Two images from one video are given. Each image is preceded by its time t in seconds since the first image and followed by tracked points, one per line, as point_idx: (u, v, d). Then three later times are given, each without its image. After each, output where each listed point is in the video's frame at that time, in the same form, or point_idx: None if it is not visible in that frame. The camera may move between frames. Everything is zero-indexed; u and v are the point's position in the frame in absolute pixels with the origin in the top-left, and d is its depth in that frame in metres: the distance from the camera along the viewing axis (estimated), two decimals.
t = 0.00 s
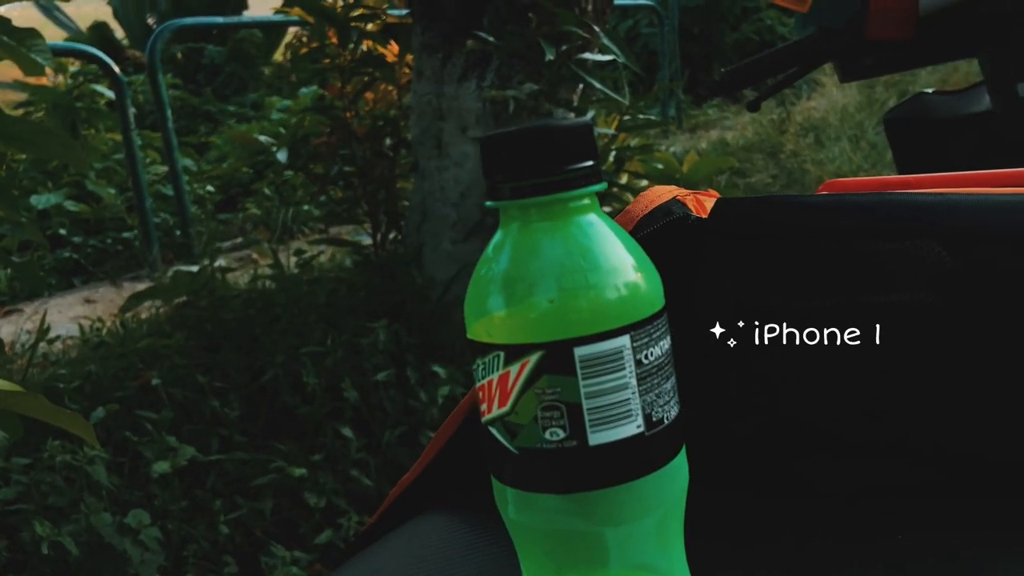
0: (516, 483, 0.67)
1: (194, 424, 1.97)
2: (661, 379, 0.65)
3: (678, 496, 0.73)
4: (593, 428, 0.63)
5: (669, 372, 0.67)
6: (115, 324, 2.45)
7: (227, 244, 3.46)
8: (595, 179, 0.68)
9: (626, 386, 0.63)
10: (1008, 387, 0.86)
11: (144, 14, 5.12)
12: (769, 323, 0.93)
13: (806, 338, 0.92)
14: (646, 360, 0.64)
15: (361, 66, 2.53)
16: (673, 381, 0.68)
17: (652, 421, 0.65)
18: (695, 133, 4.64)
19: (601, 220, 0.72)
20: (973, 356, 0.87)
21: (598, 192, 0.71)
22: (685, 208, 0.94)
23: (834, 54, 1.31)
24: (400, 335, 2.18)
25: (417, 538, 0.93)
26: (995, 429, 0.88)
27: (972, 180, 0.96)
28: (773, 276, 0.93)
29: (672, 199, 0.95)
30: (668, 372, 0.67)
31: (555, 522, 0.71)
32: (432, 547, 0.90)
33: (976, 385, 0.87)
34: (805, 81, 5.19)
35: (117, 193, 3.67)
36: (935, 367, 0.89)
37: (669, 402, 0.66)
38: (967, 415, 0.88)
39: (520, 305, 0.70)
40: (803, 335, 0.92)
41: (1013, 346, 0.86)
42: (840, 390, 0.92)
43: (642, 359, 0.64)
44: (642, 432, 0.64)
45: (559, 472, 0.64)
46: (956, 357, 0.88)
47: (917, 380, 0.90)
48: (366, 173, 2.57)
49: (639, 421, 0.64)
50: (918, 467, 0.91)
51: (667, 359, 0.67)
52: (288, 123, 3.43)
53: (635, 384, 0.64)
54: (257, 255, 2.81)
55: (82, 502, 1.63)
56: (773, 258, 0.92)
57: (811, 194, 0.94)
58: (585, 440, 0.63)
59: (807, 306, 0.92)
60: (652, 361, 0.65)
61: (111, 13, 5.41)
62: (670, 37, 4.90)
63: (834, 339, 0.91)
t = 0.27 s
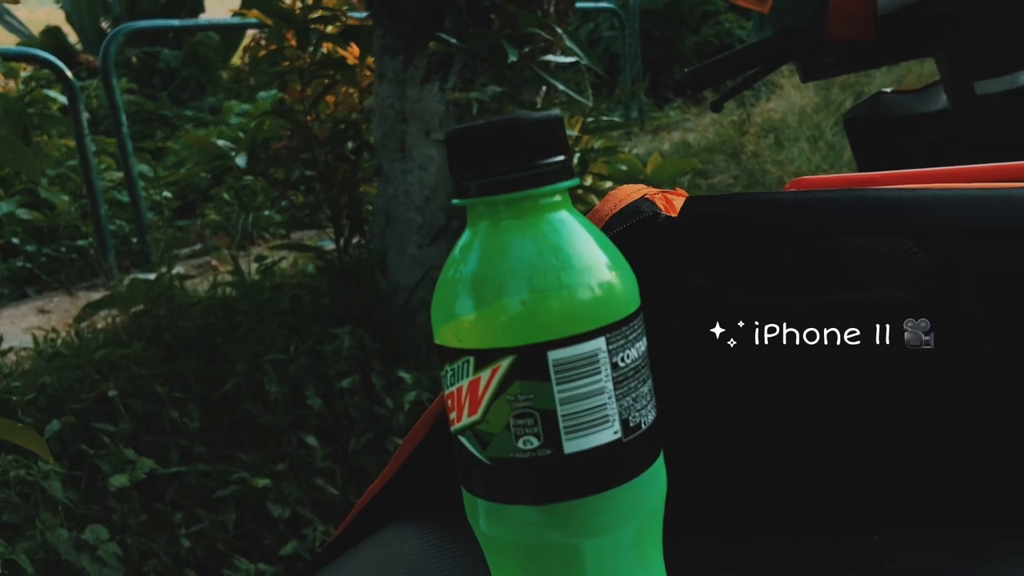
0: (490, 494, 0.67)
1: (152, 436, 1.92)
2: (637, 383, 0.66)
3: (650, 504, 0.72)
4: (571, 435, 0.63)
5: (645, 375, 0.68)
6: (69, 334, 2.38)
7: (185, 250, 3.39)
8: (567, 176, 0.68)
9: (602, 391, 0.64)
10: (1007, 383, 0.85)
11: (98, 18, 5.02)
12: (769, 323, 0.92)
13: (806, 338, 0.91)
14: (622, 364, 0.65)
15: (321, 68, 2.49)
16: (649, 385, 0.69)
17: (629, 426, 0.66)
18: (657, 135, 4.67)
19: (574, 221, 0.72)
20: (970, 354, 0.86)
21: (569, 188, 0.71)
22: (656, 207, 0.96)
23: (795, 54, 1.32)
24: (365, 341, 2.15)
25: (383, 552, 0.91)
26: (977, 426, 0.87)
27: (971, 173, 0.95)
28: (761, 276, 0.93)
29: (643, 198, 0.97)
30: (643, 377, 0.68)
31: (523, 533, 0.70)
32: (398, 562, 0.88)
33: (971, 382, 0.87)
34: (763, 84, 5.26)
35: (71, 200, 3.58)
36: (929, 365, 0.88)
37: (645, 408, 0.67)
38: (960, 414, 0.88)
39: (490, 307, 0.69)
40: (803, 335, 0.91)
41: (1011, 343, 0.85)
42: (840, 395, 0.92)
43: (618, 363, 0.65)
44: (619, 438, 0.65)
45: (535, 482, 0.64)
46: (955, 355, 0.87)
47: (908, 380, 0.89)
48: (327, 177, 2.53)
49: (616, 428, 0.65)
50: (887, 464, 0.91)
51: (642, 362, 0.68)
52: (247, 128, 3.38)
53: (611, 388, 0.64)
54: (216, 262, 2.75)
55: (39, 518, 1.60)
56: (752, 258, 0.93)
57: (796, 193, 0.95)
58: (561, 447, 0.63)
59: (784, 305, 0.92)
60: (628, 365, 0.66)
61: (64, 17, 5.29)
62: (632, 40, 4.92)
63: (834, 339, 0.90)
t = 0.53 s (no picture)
0: (477, 520, 0.68)
1: (112, 448, 1.88)
2: (623, 395, 0.68)
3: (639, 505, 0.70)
4: (559, 453, 0.65)
5: (631, 387, 0.69)
6: (25, 345, 2.31)
7: (146, 257, 3.32)
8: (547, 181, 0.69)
9: (589, 405, 0.65)
10: (1005, 382, 0.87)
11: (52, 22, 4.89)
12: (769, 323, 0.92)
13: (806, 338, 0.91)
14: (609, 376, 0.67)
15: (284, 71, 2.45)
16: (635, 395, 0.70)
17: (617, 441, 0.67)
18: (623, 137, 4.69)
19: (556, 229, 0.72)
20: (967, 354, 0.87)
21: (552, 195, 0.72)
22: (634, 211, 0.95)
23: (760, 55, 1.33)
24: (332, 347, 2.12)
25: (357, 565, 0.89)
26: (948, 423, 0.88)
27: (976, 172, 0.95)
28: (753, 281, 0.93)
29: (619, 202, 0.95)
30: (629, 389, 0.69)
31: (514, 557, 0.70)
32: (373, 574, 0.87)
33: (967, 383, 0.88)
34: (727, 85, 5.31)
35: (26, 207, 3.49)
36: (928, 365, 0.89)
37: (632, 422, 0.69)
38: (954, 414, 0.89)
39: (473, 320, 0.69)
40: (803, 335, 0.92)
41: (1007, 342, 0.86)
42: (833, 395, 0.92)
43: (605, 375, 0.66)
44: (607, 455, 0.67)
45: (524, 500, 0.66)
46: (954, 354, 0.87)
47: (907, 380, 0.89)
48: (291, 181, 2.49)
49: (604, 444, 0.66)
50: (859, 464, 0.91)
51: (628, 373, 0.69)
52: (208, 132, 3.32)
53: (598, 402, 0.66)
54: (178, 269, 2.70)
55: None
56: (736, 260, 0.93)
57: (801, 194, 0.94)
58: (547, 466, 0.65)
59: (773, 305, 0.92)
60: (614, 378, 0.67)
61: (18, 20, 5.17)
62: (597, 42, 4.92)
63: (834, 339, 0.91)
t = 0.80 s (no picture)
0: (481, 557, 0.70)
1: (73, 463, 1.82)
2: (631, 423, 0.70)
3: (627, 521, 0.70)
4: (568, 484, 0.66)
5: (638, 416, 0.71)
6: None
7: (104, 265, 3.24)
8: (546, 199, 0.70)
9: (598, 434, 0.67)
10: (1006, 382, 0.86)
11: (4, 25, 4.75)
12: (769, 323, 0.92)
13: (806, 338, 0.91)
14: (617, 404, 0.68)
15: (246, 74, 2.40)
16: (641, 425, 0.72)
17: (625, 470, 0.69)
18: (588, 139, 4.69)
19: (556, 249, 0.74)
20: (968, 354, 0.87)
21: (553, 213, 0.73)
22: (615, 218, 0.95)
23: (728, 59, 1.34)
24: (300, 355, 2.08)
25: None
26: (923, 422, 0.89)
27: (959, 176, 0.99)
28: (747, 288, 0.92)
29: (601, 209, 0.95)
30: (636, 417, 0.71)
31: None
32: None
33: (964, 385, 0.88)
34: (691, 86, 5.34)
35: None
36: (927, 364, 0.88)
37: (639, 451, 0.71)
38: (947, 420, 0.89)
39: (473, 342, 0.70)
40: (803, 335, 0.91)
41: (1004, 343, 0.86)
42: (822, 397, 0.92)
43: (613, 403, 0.68)
44: (617, 485, 0.68)
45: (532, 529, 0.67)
46: (955, 354, 0.87)
47: (907, 379, 0.89)
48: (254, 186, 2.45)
49: (614, 475, 0.68)
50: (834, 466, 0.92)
51: (635, 402, 0.71)
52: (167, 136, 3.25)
53: (607, 431, 0.67)
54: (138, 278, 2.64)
55: None
56: (721, 270, 0.93)
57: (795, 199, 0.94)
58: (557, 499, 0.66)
59: (772, 307, 0.91)
60: (622, 406, 0.68)
61: None
62: (561, 44, 4.91)
63: (834, 339, 0.90)
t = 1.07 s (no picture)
0: (495, 564, 0.72)
1: (34, 475, 1.78)
2: (647, 428, 0.72)
3: (617, 516, 0.70)
4: (589, 489, 0.68)
5: (653, 422, 0.73)
6: None
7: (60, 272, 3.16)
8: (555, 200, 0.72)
9: (617, 439, 0.69)
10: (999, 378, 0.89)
11: None
12: (769, 323, 0.95)
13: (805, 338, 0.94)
14: (634, 408, 0.70)
15: (206, 76, 2.35)
16: (656, 428, 0.74)
17: (642, 475, 0.71)
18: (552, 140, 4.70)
19: (567, 250, 0.76)
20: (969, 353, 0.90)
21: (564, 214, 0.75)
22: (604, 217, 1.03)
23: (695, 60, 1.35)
24: (266, 361, 2.05)
25: None
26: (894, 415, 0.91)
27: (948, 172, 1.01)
28: (747, 287, 0.95)
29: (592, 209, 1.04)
30: (651, 422, 0.73)
31: None
32: None
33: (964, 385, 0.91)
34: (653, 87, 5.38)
35: None
36: (927, 364, 0.91)
37: (655, 455, 0.73)
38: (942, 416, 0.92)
39: (488, 344, 0.73)
40: (803, 335, 0.94)
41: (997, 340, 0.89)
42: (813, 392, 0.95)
43: (630, 408, 0.70)
44: (636, 489, 0.71)
45: (551, 535, 0.69)
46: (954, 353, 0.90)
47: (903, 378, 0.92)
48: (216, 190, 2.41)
49: (633, 480, 0.70)
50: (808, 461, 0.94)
51: (650, 406, 0.73)
52: (124, 139, 3.18)
53: (626, 437, 0.69)
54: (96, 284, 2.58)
55: None
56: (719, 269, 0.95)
57: (769, 197, 0.98)
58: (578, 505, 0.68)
59: (774, 308, 0.94)
60: (639, 411, 0.71)
61: None
62: (523, 44, 4.92)
63: (834, 339, 0.93)
